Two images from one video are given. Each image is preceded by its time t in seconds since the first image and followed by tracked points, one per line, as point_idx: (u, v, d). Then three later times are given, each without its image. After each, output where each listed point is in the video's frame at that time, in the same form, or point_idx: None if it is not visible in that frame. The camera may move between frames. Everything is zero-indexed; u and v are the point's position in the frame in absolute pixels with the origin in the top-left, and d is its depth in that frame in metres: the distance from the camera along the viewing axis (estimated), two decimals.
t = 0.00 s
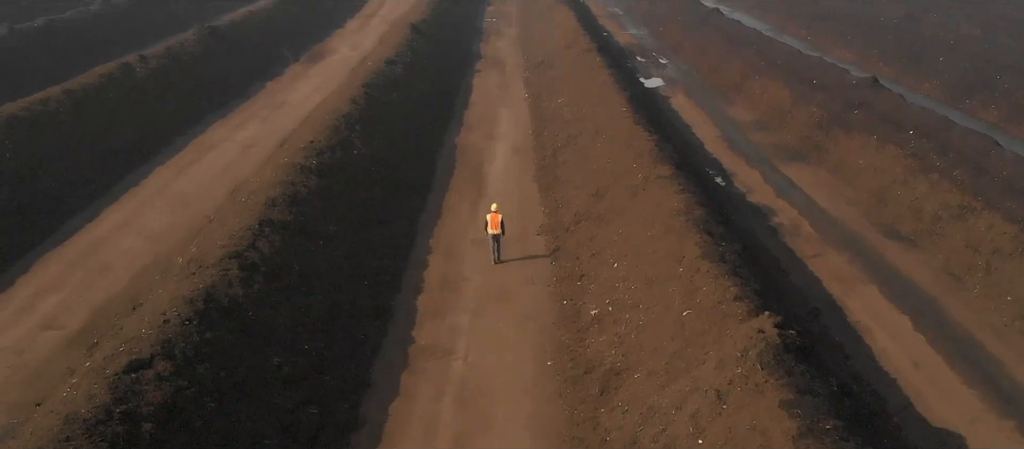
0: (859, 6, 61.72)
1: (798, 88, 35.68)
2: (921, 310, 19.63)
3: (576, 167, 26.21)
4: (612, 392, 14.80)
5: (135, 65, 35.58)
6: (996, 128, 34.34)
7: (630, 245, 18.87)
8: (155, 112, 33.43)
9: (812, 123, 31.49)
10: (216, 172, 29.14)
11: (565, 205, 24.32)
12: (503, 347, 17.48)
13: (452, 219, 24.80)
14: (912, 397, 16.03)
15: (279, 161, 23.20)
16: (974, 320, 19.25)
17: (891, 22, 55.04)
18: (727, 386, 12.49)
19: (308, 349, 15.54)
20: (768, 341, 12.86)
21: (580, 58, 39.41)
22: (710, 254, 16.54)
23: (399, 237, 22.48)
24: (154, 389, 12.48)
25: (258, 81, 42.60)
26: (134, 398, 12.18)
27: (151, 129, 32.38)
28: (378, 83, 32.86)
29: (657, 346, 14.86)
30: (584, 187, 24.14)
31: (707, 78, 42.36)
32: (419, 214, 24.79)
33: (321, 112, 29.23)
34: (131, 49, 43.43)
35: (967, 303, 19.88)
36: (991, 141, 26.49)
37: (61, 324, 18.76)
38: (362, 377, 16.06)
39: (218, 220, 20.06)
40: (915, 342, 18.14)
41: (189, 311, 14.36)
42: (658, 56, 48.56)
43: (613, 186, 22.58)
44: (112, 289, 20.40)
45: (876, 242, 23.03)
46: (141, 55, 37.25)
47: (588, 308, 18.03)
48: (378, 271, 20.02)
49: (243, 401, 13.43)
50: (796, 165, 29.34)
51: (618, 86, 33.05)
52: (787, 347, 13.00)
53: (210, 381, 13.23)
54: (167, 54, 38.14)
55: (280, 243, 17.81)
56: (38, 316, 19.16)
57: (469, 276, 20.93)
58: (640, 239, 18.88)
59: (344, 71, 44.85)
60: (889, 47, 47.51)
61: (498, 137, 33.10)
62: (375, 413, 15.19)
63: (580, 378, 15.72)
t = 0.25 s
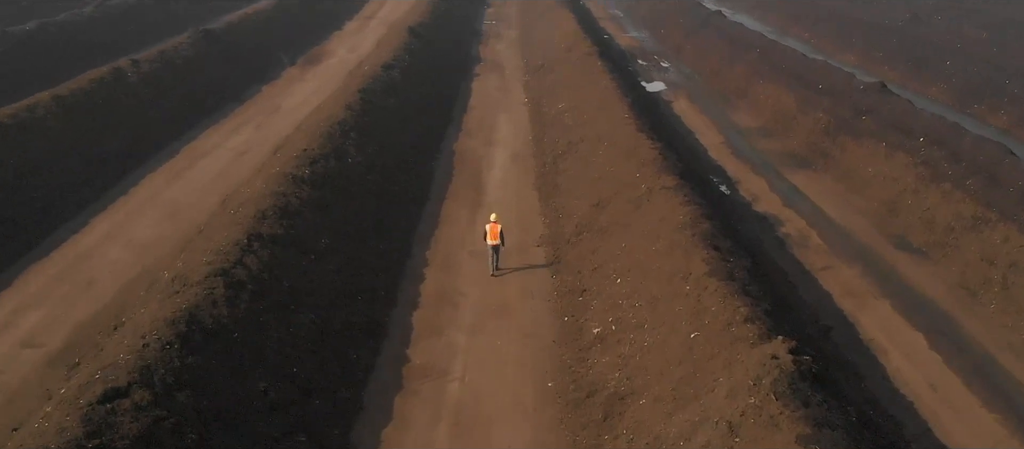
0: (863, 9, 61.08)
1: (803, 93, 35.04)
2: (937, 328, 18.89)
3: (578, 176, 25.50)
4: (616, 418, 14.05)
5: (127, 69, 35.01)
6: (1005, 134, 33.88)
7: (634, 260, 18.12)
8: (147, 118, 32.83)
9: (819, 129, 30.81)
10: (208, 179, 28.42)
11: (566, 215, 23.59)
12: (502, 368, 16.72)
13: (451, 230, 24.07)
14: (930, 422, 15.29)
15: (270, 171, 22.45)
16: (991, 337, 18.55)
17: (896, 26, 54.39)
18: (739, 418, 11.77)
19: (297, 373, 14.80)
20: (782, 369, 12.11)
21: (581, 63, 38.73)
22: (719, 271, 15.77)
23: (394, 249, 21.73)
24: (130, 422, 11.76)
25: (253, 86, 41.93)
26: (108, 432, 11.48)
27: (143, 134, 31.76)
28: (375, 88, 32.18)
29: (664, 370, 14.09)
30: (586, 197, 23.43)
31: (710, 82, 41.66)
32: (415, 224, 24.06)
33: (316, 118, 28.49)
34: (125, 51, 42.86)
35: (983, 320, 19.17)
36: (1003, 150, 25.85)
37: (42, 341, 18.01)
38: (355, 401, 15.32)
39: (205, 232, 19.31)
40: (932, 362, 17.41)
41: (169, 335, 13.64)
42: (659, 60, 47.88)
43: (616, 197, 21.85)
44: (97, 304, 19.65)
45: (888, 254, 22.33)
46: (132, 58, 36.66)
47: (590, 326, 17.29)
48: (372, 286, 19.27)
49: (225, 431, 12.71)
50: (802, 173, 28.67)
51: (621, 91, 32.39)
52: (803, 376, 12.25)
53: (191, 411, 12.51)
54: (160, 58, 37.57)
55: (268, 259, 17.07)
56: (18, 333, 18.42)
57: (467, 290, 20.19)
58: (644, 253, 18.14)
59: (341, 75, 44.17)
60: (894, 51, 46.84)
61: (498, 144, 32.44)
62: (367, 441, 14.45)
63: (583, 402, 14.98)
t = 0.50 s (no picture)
0: (867, 11, 60.44)
1: (808, 96, 34.38)
2: (953, 344, 18.19)
3: (578, 183, 24.81)
4: (620, 446, 13.32)
5: (118, 72, 34.37)
6: (1015, 139, 33.24)
7: (638, 274, 17.38)
8: (138, 122, 32.15)
9: (825, 134, 30.12)
10: (199, 185, 27.71)
11: (567, 224, 22.88)
12: (501, 388, 15.99)
13: (448, 240, 23.36)
14: (951, 448, 14.54)
15: (261, 179, 21.72)
16: (1009, 353, 17.85)
17: (901, 28, 53.70)
18: None
19: (285, 396, 14.09)
20: (798, 399, 11.45)
21: (582, 65, 38.06)
22: (727, 288, 15.04)
23: (388, 260, 21.00)
24: None
25: (248, 89, 41.24)
26: None
27: (133, 139, 31.07)
28: (371, 92, 31.49)
29: (671, 394, 13.37)
30: (588, 206, 22.71)
31: (713, 85, 40.95)
32: (411, 234, 23.32)
33: (309, 123, 27.74)
34: (121, 52, 42.37)
35: (1000, 335, 18.47)
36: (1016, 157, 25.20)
37: (21, 359, 17.28)
38: (346, 424, 14.59)
39: (192, 245, 18.60)
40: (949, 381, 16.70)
41: (149, 359, 12.94)
42: (661, 62, 47.16)
43: (619, 206, 21.13)
44: (80, 319, 18.93)
45: (900, 265, 21.63)
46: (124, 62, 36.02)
47: (592, 343, 16.57)
48: (366, 300, 18.56)
49: None
50: (808, 179, 27.98)
51: (622, 95, 31.71)
52: (820, 404, 11.54)
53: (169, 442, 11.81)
54: (152, 61, 36.93)
55: (257, 274, 16.37)
56: None
57: (464, 304, 19.44)
58: (648, 267, 17.42)
59: (337, 78, 43.47)
60: (900, 53, 46.14)
61: (497, 150, 31.76)
62: None
63: (585, 427, 14.25)
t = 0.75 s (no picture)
0: (872, 12, 59.68)
1: (814, 100, 33.68)
2: (970, 362, 17.47)
3: (580, 191, 24.09)
4: None
5: (109, 76, 33.68)
6: None
7: (642, 290, 16.63)
8: (128, 126, 31.46)
9: (833, 140, 29.39)
10: (190, 193, 27.02)
11: (568, 234, 22.15)
12: (499, 409, 15.26)
13: (445, 250, 22.64)
14: None
15: (251, 188, 20.98)
16: None
17: (907, 30, 52.94)
18: None
19: (271, 422, 13.37)
20: (816, 431, 10.85)
21: (583, 68, 37.37)
22: (737, 306, 14.29)
23: (383, 272, 20.25)
24: None
25: (243, 92, 40.55)
26: None
27: (122, 144, 30.36)
28: (367, 96, 30.78)
29: (679, 421, 12.65)
30: (589, 215, 21.96)
31: (716, 88, 40.26)
32: (406, 244, 22.58)
33: (303, 128, 26.99)
34: (120, 54, 41.93)
35: (1019, 352, 17.76)
36: None
37: None
38: None
39: (178, 258, 17.88)
40: (968, 402, 15.99)
41: (127, 385, 12.23)
42: (663, 64, 46.42)
43: (621, 217, 20.39)
44: (62, 335, 18.22)
45: (912, 278, 20.90)
46: (115, 65, 35.34)
47: (595, 362, 15.84)
48: (359, 316, 17.84)
49: None
50: (815, 186, 27.29)
51: (624, 99, 31.01)
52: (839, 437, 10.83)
53: None
54: (144, 64, 36.25)
55: (244, 290, 15.65)
56: None
57: (461, 319, 18.68)
58: (653, 282, 16.69)
59: (333, 81, 42.75)
60: (907, 56, 45.38)
61: (496, 156, 31.06)
62: None
63: None
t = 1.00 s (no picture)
0: (875, 13, 58.99)
1: (820, 103, 33.02)
2: (989, 380, 16.82)
3: (581, 199, 23.39)
4: None
5: (100, 79, 32.97)
6: None
7: (647, 306, 15.90)
8: (120, 131, 30.76)
9: (840, 145, 28.73)
10: (181, 200, 26.33)
11: (569, 244, 21.46)
12: (499, 433, 14.54)
13: (443, 260, 21.95)
14: None
15: (241, 197, 20.26)
16: None
17: (911, 31, 52.28)
18: None
19: None
20: None
21: (584, 71, 36.68)
22: (748, 326, 13.58)
23: (377, 285, 19.52)
24: None
25: (238, 96, 39.87)
26: None
27: (113, 149, 29.66)
28: (363, 99, 30.07)
29: None
30: (592, 225, 21.27)
31: (719, 91, 39.58)
32: (402, 255, 21.86)
33: (297, 133, 26.29)
34: (109, 55, 41.42)
35: None
36: None
37: None
38: None
39: (164, 272, 17.17)
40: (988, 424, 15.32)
41: (101, 415, 11.53)
42: (665, 66, 45.74)
43: (625, 227, 19.69)
44: (43, 351, 17.50)
45: (926, 291, 20.23)
46: (107, 68, 34.66)
47: (598, 382, 15.13)
48: (351, 332, 17.13)
49: None
50: (823, 193, 26.62)
51: (626, 103, 30.33)
52: None
53: None
54: (137, 67, 35.57)
55: (230, 308, 14.94)
56: None
57: (459, 335, 17.97)
58: (659, 297, 15.98)
59: (330, 84, 42.06)
60: (912, 58, 44.68)
61: (496, 161, 30.37)
62: None
63: None
